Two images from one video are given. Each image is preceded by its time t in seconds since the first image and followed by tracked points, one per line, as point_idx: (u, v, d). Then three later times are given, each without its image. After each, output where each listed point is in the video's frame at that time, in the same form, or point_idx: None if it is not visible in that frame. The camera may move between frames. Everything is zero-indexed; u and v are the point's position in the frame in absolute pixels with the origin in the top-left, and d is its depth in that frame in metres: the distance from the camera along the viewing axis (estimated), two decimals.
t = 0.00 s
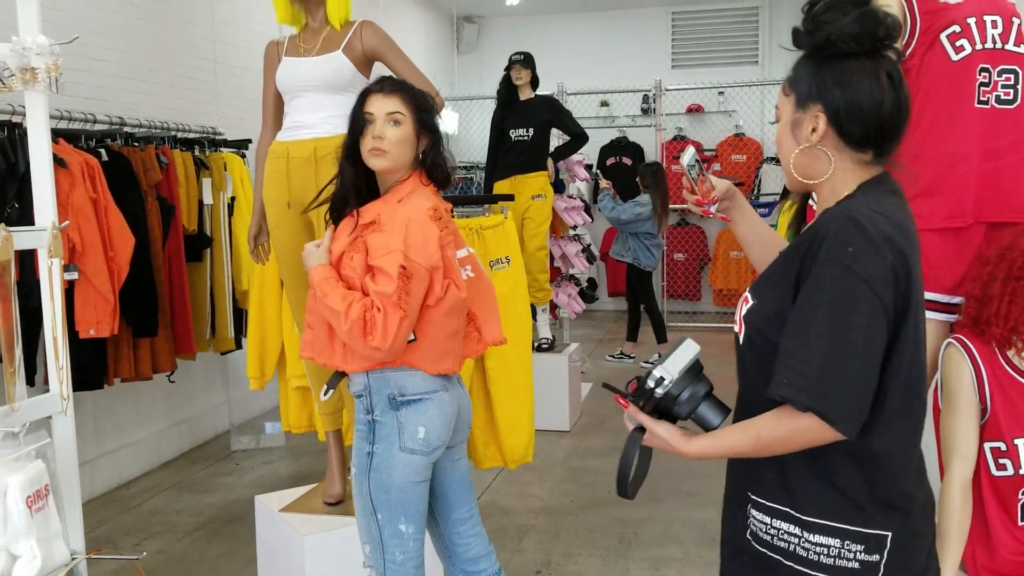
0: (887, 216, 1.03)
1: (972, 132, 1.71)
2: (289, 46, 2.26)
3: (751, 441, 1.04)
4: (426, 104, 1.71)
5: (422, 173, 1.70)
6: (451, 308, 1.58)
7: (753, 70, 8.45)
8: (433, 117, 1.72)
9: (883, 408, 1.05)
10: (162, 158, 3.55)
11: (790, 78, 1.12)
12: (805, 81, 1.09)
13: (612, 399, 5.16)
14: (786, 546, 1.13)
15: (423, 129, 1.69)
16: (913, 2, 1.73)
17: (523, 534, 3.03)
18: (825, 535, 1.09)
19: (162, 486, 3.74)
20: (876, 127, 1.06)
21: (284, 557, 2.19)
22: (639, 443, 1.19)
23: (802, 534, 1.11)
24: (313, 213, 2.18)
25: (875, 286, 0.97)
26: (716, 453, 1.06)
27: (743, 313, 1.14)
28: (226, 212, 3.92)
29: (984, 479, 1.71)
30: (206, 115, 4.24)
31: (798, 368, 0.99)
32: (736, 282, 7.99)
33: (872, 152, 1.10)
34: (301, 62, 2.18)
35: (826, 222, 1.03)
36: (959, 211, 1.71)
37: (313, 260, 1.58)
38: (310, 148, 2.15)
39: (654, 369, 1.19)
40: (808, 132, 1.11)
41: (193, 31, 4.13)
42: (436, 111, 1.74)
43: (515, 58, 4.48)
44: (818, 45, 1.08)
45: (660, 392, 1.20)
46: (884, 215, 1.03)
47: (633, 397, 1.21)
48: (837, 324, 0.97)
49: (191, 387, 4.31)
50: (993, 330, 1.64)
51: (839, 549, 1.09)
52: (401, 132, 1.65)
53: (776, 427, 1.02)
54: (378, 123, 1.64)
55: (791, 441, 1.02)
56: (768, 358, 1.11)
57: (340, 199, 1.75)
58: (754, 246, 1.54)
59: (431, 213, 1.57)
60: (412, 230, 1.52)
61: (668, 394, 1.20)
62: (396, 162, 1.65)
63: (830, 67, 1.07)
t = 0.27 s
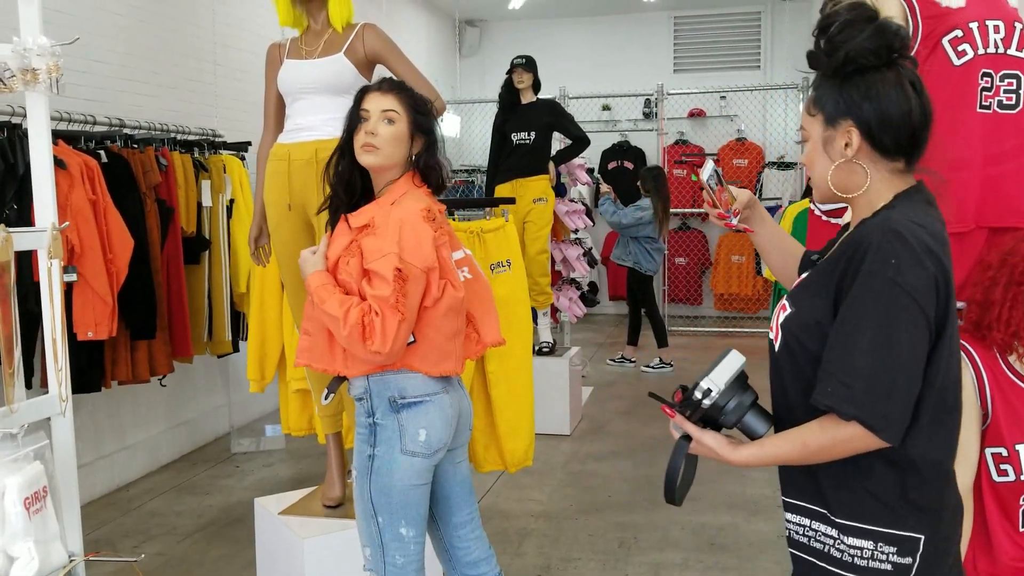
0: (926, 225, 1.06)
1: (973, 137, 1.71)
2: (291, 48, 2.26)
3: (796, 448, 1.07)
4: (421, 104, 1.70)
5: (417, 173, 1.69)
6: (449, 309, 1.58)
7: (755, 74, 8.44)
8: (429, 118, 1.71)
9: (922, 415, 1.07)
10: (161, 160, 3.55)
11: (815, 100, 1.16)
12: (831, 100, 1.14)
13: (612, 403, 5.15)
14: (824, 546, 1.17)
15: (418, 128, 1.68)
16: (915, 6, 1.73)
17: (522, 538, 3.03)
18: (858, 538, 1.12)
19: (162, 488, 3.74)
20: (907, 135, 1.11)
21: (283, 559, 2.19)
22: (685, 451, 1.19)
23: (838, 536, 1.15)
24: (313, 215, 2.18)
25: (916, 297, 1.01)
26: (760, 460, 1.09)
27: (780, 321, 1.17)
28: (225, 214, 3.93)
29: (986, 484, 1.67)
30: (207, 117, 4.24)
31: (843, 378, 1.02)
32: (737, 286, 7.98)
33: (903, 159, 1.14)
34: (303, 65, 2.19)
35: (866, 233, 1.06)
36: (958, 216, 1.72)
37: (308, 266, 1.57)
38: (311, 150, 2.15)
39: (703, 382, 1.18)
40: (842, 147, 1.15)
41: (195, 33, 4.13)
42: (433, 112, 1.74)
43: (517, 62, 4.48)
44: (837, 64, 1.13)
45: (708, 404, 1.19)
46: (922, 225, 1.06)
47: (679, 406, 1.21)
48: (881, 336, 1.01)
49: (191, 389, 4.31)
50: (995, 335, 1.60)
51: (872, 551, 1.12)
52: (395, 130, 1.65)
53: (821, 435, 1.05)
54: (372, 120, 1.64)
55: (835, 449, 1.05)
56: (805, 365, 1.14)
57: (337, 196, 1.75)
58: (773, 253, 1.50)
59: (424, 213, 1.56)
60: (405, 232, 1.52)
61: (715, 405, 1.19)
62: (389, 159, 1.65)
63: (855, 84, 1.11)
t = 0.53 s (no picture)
0: (943, 226, 1.08)
1: (967, 138, 1.72)
2: (285, 46, 2.26)
3: (816, 450, 1.08)
4: (413, 105, 1.69)
5: (409, 173, 1.69)
6: (440, 307, 1.58)
7: (752, 74, 8.45)
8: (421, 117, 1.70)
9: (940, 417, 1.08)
10: (155, 158, 3.55)
11: (822, 104, 1.16)
12: (841, 104, 1.14)
13: (607, 403, 5.15)
14: (836, 549, 1.17)
15: (411, 129, 1.68)
16: (909, 6, 1.74)
17: (516, 537, 3.03)
18: (875, 542, 1.13)
19: (155, 486, 3.74)
20: (918, 136, 1.12)
21: (275, 558, 2.19)
22: (702, 453, 1.21)
23: (853, 540, 1.15)
24: (307, 213, 2.17)
25: (939, 297, 1.02)
26: (779, 462, 1.10)
27: (795, 322, 1.17)
28: (218, 212, 3.92)
29: (977, 486, 1.65)
30: (202, 115, 4.24)
31: (866, 379, 1.03)
32: (732, 287, 7.99)
33: (914, 161, 1.15)
34: (296, 63, 2.18)
35: (887, 234, 1.08)
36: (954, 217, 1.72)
37: (300, 265, 1.58)
38: (306, 149, 2.14)
39: (717, 381, 1.21)
40: (852, 150, 1.14)
41: (190, 31, 4.12)
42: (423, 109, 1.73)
43: (513, 61, 4.48)
44: (845, 69, 1.13)
45: (724, 405, 1.21)
46: (941, 225, 1.08)
47: (696, 408, 1.23)
48: (903, 336, 1.02)
49: (185, 387, 4.30)
50: (987, 336, 1.57)
51: (887, 554, 1.12)
52: (388, 133, 1.64)
53: (842, 436, 1.06)
54: (364, 123, 1.63)
55: (856, 449, 1.05)
56: (822, 368, 1.15)
57: (330, 196, 1.75)
58: (769, 257, 1.46)
59: (414, 211, 1.56)
60: (395, 230, 1.52)
61: (731, 405, 1.21)
62: (382, 163, 1.64)
63: (864, 88, 1.12)
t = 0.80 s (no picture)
0: (953, 223, 1.08)
1: (967, 137, 1.71)
2: (285, 44, 2.26)
3: (827, 451, 1.06)
4: (412, 104, 1.69)
5: (408, 172, 1.69)
6: (439, 305, 1.57)
7: (755, 72, 8.43)
8: (420, 117, 1.70)
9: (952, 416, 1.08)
10: (157, 155, 3.55)
11: (823, 104, 1.15)
12: (843, 105, 1.13)
13: (609, 401, 5.15)
14: (842, 550, 1.15)
15: (410, 128, 1.68)
16: (909, 3, 1.72)
17: (516, 535, 3.03)
18: (882, 542, 1.11)
19: (156, 483, 3.74)
20: (922, 134, 1.11)
21: (274, 555, 2.19)
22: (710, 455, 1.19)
23: (859, 540, 1.13)
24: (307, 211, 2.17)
25: (952, 296, 1.02)
26: (789, 463, 1.08)
27: (803, 321, 1.15)
28: (220, 210, 3.92)
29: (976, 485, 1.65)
30: (204, 113, 4.24)
31: (880, 378, 1.03)
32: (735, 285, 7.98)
33: (919, 159, 1.14)
34: (295, 60, 2.18)
35: (899, 232, 1.07)
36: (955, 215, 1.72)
37: (299, 262, 1.58)
38: (306, 146, 2.14)
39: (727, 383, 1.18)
40: (857, 150, 1.13)
41: (192, 28, 4.12)
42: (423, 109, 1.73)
43: (514, 58, 4.47)
44: (845, 68, 1.13)
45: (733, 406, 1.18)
46: (950, 222, 1.08)
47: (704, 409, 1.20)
48: (916, 335, 1.02)
49: (186, 384, 4.31)
50: (986, 334, 1.57)
51: (893, 555, 1.10)
52: (387, 133, 1.64)
53: (855, 436, 1.05)
54: (364, 123, 1.63)
55: (869, 449, 1.04)
56: (831, 369, 1.14)
57: (328, 197, 1.74)
58: (765, 262, 1.45)
59: (414, 210, 1.55)
60: (396, 228, 1.51)
61: (740, 407, 1.18)
62: (382, 163, 1.64)
63: (865, 87, 1.11)
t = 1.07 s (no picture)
0: (948, 224, 1.07)
1: (967, 136, 1.71)
2: (283, 45, 2.26)
3: (824, 454, 1.06)
4: (408, 107, 1.70)
5: (405, 175, 1.69)
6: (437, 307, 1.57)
7: (757, 70, 8.42)
8: (417, 120, 1.71)
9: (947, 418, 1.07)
10: (160, 156, 3.55)
11: (816, 108, 1.15)
12: (833, 108, 1.13)
13: (611, 400, 5.15)
14: (837, 553, 1.15)
15: (406, 131, 1.68)
16: (906, 3, 1.72)
17: (518, 535, 3.03)
18: (876, 544, 1.10)
19: (159, 484, 3.75)
20: (916, 135, 1.11)
21: (275, 557, 2.19)
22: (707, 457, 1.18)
23: (854, 542, 1.13)
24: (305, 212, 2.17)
25: (949, 297, 1.01)
26: (786, 466, 1.07)
27: (800, 324, 1.14)
28: (223, 212, 3.93)
29: (976, 486, 1.63)
30: (205, 114, 4.24)
31: (878, 380, 1.02)
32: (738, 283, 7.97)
33: (913, 159, 1.14)
34: (293, 62, 2.18)
35: (894, 233, 1.06)
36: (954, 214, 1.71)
37: (295, 264, 1.58)
38: (305, 148, 2.14)
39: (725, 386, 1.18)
40: (851, 151, 1.13)
41: (193, 30, 4.13)
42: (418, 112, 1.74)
43: (515, 58, 4.47)
44: (835, 70, 1.13)
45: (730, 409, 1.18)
46: (946, 223, 1.07)
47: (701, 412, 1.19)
48: (913, 337, 1.01)
49: (189, 385, 4.31)
50: (984, 333, 1.56)
51: (888, 557, 1.10)
52: (384, 134, 1.64)
53: (851, 438, 1.04)
54: (360, 126, 1.63)
55: (865, 451, 1.04)
56: (828, 371, 1.13)
57: (326, 201, 1.73)
58: (760, 264, 1.44)
59: (411, 212, 1.55)
60: (392, 229, 1.51)
61: (737, 410, 1.18)
62: (380, 165, 1.64)
63: (855, 88, 1.11)
